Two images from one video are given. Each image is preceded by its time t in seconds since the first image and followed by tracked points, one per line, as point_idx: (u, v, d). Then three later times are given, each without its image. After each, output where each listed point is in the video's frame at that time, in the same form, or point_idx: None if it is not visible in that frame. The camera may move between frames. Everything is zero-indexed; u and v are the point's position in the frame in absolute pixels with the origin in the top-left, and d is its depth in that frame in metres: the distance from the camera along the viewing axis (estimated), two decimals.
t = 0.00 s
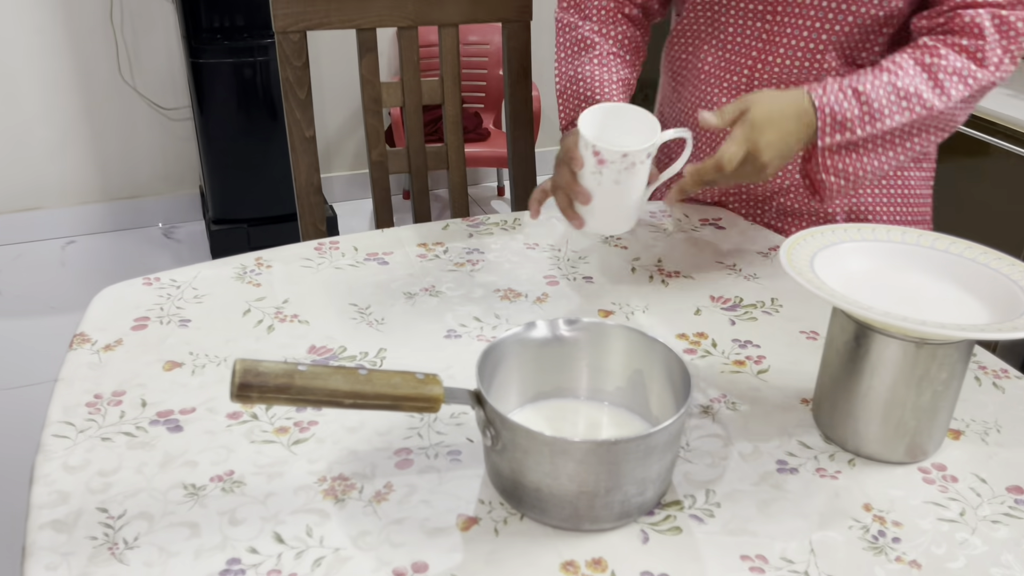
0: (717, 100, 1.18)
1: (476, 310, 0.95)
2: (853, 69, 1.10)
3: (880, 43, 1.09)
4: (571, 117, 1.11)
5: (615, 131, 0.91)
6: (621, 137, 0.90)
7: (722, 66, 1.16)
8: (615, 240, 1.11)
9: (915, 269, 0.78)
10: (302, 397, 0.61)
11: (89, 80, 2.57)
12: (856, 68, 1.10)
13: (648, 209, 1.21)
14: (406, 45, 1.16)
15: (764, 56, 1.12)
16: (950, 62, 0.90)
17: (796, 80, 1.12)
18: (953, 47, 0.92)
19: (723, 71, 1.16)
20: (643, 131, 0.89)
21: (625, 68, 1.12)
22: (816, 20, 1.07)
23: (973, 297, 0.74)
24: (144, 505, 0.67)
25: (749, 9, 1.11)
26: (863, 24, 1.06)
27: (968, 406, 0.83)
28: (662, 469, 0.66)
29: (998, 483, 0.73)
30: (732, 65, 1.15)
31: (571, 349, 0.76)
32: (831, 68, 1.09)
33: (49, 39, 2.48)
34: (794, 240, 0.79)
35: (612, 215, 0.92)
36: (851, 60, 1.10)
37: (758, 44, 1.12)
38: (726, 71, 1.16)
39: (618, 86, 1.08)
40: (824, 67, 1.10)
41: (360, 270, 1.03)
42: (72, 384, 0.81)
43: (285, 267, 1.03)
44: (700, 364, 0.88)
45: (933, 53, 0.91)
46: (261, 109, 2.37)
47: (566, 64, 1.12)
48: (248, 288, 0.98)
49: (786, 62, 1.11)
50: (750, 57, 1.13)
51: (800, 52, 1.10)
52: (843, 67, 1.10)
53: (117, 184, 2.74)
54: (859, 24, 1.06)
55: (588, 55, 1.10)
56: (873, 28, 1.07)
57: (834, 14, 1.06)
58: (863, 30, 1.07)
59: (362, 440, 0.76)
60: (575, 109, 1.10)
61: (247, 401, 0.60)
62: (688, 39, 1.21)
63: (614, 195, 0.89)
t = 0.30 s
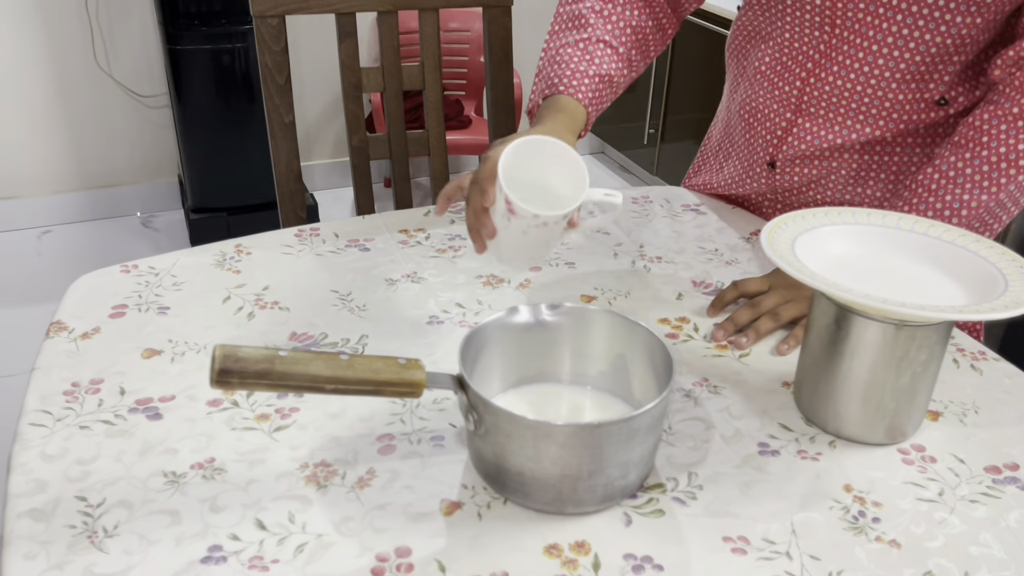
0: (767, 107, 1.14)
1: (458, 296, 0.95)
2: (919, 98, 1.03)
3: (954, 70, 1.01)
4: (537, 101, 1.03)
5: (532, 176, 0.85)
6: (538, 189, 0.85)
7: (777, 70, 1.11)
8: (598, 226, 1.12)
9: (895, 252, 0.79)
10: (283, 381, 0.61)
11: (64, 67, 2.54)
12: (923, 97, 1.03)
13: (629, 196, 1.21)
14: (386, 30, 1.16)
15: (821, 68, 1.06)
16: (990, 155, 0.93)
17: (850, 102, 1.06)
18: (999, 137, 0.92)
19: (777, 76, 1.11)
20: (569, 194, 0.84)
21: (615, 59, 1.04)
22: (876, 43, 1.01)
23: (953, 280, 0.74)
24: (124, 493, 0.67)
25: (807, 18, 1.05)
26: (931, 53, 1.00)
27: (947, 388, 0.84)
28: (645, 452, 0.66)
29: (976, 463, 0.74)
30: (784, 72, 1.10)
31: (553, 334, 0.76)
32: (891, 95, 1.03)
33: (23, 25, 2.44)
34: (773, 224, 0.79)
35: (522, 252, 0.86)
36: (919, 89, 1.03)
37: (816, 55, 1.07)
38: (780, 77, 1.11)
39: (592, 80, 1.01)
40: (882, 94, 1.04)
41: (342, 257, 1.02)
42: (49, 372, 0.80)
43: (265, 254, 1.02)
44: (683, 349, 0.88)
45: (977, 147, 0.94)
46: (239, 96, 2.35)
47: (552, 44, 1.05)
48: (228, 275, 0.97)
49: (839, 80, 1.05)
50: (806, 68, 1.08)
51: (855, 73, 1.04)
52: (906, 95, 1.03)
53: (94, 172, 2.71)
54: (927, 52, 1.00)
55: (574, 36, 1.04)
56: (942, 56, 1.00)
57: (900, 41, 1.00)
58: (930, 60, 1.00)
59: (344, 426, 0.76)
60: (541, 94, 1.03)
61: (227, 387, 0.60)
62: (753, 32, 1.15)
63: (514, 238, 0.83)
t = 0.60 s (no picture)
0: (781, 115, 1.12)
1: (445, 287, 0.94)
2: (936, 113, 1.02)
3: (973, 88, 1.00)
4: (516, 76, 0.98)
5: (501, 193, 0.78)
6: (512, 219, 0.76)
7: (793, 79, 1.10)
8: (586, 216, 1.12)
9: (882, 241, 0.79)
10: (269, 372, 0.60)
11: (44, 57, 2.51)
12: (939, 112, 1.02)
13: (617, 186, 1.21)
14: (372, 19, 1.15)
15: (838, 80, 1.05)
16: (988, 172, 0.93)
17: (866, 115, 1.05)
18: (1000, 154, 0.93)
19: (793, 85, 1.10)
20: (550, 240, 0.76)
21: (603, 41, 1.01)
22: (894, 58, 1.00)
23: (940, 271, 0.74)
24: (110, 486, 0.66)
25: (825, 28, 1.03)
26: (950, 72, 0.98)
27: (932, 376, 0.84)
28: (633, 443, 0.66)
29: (962, 452, 0.74)
30: (799, 81, 1.09)
31: (540, 325, 0.76)
32: (908, 111, 1.02)
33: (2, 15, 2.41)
34: (761, 214, 0.79)
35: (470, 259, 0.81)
36: (936, 105, 1.02)
37: (833, 66, 1.05)
38: (796, 85, 1.09)
39: (576, 59, 0.97)
40: (899, 109, 1.03)
41: (328, 248, 1.02)
42: (31, 364, 0.79)
43: (250, 245, 1.01)
44: (671, 338, 0.88)
45: (976, 162, 0.94)
46: (223, 87, 2.33)
47: (541, 17, 1.01)
48: (213, 266, 0.96)
49: (856, 93, 1.04)
50: (822, 78, 1.06)
51: (872, 87, 1.03)
52: (923, 111, 1.02)
53: (76, 164, 2.69)
54: (946, 71, 0.98)
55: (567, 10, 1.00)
56: (962, 75, 0.98)
57: (920, 58, 0.99)
58: (949, 78, 0.99)
59: (332, 418, 0.75)
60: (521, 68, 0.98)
61: (212, 378, 0.59)
62: (769, 35, 1.13)
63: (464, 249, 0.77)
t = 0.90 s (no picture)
0: (776, 115, 1.13)
1: (439, 283, 0.95)
2: (930, 116, 1.03)
3: (967, 90, 1.01)
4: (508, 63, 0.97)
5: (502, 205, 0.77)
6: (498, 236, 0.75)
7: (789, 78, 1.10)
8: (578, 212, 1.13)
9: (872, 238, 0.80)
10: (265, 368, 0.61)
11: (33, 52, 2.49)
12: (933, 114, 1.03)
13: (609, 181, 1.22)
14: (365, 15, 1.15)
15: (833, 80, 1.06)
16: (979, 173, 0.95)
17: (861, 116, 1.06)
18: (991, 157, 0.94)
19: (789, 84, 1.10)
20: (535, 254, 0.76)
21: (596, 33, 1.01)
22: (891, 59, 1.01)
23: (930, 267, 0.75)
24: (107, 482, 0.66)
25: (822, 29, 1.04)
26: (947, 75, 0.99)
27: (921, 370, 0.85)
28: (627, 438, 0.67)
29: (950, 444, 0.75)
30: (795, 81, 1.09)
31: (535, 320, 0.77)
32: (904, 113, 1.03)
33: None
34: (751, 211, 0.80)
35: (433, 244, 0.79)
36: (931, 108, 1.03)
37: (830, 66, 1.06)
38: (792, 85, 1.10)
39: (572, 51, 0.97)
40: (894, 110, 1.04)
41: (322, 244, 1.02)
42: (26, 361, 0.79)
43: (244, 241, 1.01)
44: (664, 333, 0.89)
45: (967, 163, 0.95)
46: (214, 82, 2.33)
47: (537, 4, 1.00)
48: (206, 263, 0.96)
49: (851, 94, 1.05)
50: (818, 78, 1.07)
51: (868, 88, 1.04)
52: (918, 113, 1.03)
53: (65, 159, 2.68)
54: (942, 73, 0.99)
55: None
56: (958, 78, 1.00)
57: (916, 59, 0.99)
58: (945, 81, 1.00)
59: (327, 413, 0.76)
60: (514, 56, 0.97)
61: (209, 374, 0.59)
62: (766, 34, 1.13)
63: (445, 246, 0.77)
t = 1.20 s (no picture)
0: (769, 112, 1.14)
1: (436, 280, 0.95)
2: (923, 112, 1.03)
3: (960, 87, 1.01)
4: (501, 42, 0.95)
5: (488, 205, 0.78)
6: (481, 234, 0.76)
7: (780, 74, 1.11)
8: (574, 209, 1.13)
9: (868, 234, 0.80)
10: (264, 365, 0.61)
11: (27, 49, 2.48)
12: (926, 111, 1.03)
13: (605, 178, 1.22)
14: (361, 11, 1.15)
15: (826, 76, 1.06)
16: (973, 171, 0.95)
17: (853, 112, 1.06)
18: (985, 154, 0.94)
19: (780, 80, 1.11)
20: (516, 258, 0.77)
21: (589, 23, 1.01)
22: (883, 55, 1.01)
23: (926, 263, 0.76)
24: (105, 479, 0.66)
25: (815, 24, 1.04)
26: (939, 70, 0.99)
27: (916, 366, 0.86)
28: (624, 434, 0.67)
29: (945, 440, 0.76)
30: (787, 77, 1.10)
31: (531, 316, 0.77)
32: (895, 109, 1.04)
33: None
34: (747, 207, 0.80)
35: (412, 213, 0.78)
36: (925, 105, 1.03)
37: (821, 63, 1.06)
38: (784, 81, 1.11)
39: (568, 37, 0.96)
40: (886, 106, 1.04)
41: (319, 241, 1.02)
42: (23, 358, 0.79)
43: (240, 239, 1.01)
44: (661, 329, 0.89)
45: (962, 161, 0.95)
46: (209, 79, 2.32)
47: None
48: (203, 260, 0.96)
49: (843, 90, 1.05)
50: (810, 74, 1.08)
51: (859, 83, 1.04)
52: (910, 109, 1.03)
53: (59, 157, 2.67)
54: (934, 68, 0.99)
55: None
56: (950, 74, 1.00)
57: (908, 54, 1.00)
58: (937, 76, 1.00)
59: (325, 410, 0.76)
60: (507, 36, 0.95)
61: (208, 371, 0.59)
62: (760, 30, 1.14)
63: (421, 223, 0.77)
